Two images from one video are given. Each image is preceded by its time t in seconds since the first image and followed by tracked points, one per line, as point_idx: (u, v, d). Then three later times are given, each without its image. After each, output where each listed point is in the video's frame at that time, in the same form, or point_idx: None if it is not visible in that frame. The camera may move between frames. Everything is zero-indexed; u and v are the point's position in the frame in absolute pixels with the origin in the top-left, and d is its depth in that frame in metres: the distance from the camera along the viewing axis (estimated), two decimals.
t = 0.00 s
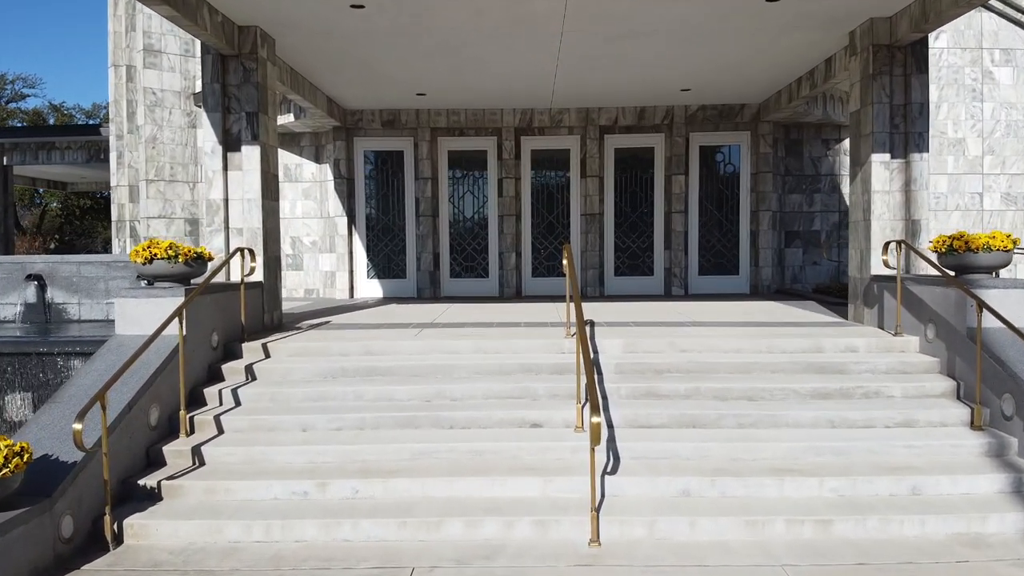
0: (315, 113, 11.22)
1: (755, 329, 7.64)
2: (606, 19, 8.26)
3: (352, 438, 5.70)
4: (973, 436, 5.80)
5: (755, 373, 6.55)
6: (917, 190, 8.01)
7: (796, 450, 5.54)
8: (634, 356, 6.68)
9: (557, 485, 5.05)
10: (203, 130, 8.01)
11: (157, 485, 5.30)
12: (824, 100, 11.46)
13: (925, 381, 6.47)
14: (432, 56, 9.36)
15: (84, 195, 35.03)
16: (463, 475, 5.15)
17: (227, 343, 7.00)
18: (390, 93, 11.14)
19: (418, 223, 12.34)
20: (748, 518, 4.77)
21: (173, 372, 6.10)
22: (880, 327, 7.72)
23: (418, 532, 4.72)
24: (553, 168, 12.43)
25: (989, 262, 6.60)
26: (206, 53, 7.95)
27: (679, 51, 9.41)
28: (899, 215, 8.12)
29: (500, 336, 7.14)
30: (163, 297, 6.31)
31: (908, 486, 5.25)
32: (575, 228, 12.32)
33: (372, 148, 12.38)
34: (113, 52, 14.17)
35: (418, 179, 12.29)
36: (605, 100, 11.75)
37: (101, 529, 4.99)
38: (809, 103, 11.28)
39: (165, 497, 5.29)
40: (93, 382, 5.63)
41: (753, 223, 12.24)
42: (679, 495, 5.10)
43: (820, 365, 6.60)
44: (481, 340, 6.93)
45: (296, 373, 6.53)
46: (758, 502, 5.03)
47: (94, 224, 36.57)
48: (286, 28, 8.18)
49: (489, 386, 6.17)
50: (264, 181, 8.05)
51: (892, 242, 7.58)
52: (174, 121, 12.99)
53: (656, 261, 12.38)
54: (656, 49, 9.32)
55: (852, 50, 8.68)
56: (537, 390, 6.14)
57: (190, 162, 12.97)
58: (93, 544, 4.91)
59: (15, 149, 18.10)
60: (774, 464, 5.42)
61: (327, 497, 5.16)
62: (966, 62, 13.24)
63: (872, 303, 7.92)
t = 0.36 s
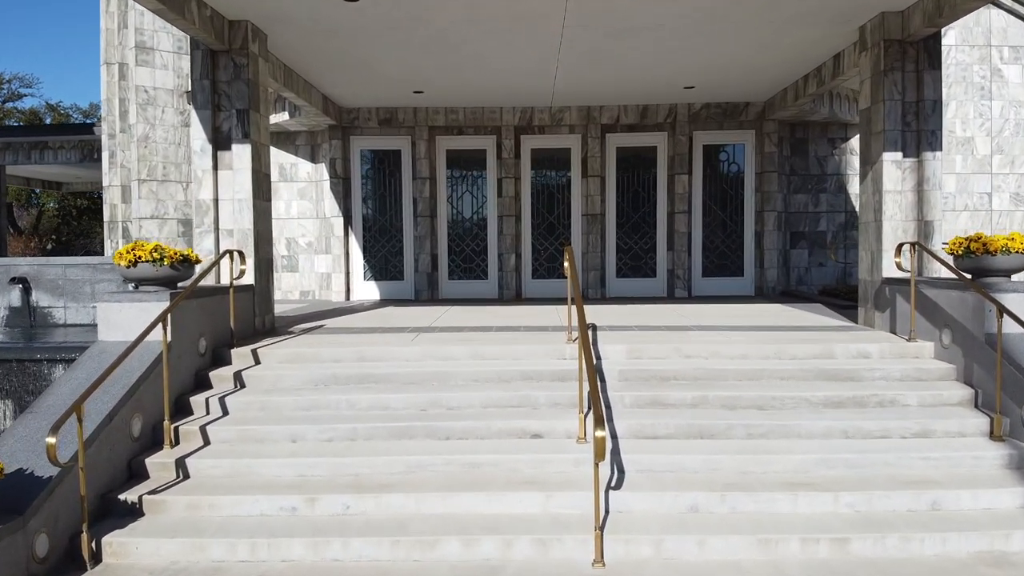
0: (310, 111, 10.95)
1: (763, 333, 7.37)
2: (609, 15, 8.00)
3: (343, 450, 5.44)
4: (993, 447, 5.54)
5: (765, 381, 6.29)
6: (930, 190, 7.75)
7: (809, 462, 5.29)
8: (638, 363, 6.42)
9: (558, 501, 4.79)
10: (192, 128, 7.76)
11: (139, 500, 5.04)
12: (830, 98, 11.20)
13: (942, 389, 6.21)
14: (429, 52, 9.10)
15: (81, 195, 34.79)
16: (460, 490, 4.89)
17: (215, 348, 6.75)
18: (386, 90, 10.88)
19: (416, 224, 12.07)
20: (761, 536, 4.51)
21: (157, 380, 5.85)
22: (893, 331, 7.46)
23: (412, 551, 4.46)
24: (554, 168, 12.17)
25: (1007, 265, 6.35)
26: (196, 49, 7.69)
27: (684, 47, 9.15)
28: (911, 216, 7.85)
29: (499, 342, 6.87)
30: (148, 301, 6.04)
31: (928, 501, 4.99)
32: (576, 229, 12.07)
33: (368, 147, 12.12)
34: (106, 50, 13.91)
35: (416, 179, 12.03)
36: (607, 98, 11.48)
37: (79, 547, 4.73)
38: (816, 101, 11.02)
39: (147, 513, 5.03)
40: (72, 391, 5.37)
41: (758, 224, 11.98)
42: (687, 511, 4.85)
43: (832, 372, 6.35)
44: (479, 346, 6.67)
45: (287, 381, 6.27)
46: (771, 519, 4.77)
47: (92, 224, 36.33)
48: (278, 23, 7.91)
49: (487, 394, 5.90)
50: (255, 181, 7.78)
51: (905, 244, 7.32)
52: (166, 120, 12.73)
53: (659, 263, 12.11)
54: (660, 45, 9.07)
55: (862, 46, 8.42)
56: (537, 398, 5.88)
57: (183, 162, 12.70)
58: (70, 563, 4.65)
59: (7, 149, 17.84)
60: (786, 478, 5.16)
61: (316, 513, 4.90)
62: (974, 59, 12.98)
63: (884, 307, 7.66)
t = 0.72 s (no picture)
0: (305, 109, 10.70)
1: (771, 339, 7.11)
2: (612, 9, 7.74)
3: (334, 462, 5.19)
4: (1015, 459, 5.29)
5: (774, 389, 6.04)
6: (942, 190, 7.49)
7: (823, 476, 5.03)
8: (642, 370, 6.17)
9: (560, 518, 4.54)
10: (181, 126, 7.51)
11: (118, 516, 4.79)
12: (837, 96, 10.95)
13: (959, 397, 5.96)
14: (426, 48, 8.84)
15: (78, 195, 34.54)
16: (456, 506, 4.64)
17: (202, 355, 6.51)
18: (383, 88, 10.63)
19: (413, 224, 11.82)
20: (775, 557, 4.25)
21: (139, 390, 5.60)
22: (905, 336, 7.20)
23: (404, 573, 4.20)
24: (554, 167, 11.92)
25: None
26: (184, 44, 7.45)
27: (688, 42, 8.90)
28: (923, 217, 7.59)
29: (498, 348, 6.62)
30: (131, 306, 5.80)
31: (949, 517, 4.74)
32: (576, 230, 11.82)
33: (365, 146, 11.86)
34: (98, 47, 13.67)
35: (413, 178, 11.78)
36: (609, 96, 11.23)
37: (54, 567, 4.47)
38: (822, 99, 10.77)
39: (127, 530, 4.78)
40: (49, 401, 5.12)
41: (763, 224, 11.73)
42: (695, 528, 4.59)
43: (844, 380, 6.10)
44: (477, 352, 6.42)
45: (276, 389, 6.02)
46: (784, 537, 4.51)
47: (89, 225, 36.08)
48: (270, 17, 7.66)
49: (485, 404, 5.65)
50: (246, 181, 7.54)
51: (918, 246, 7.07)
52: (159, 119, 12.49)
53: (661, 265, 11.85)
54: (663, 40, 8.81)
55: (872, 42, 8.17)
56: (537, 408, 5.62)
57: (176, 161, 12.46)
58: None
59: None
60: (799, 492, 4.91)
61: (304, 530, 4.65)
62: (982, 57, 12.74)
63: (895, 311, 7.41)
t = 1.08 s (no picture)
0: (299, 108, 10.47)
1: (779, 344, 6.88)
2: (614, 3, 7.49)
3: (324, 476, 4.95)
4: None
5: (784, 397, 5.81)
6: (956, 190, 7.25)
7: (837, 490, 4.80)
8: (646, 377, 5.93)
9: (561, 536, 4.30)
10: (169, 124, 7.28)
11: (96, 533, 4.55)
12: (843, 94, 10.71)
13: (976, 406, 5.72)
14: (423, 43, 8.60)
15: (75, 196, 34.28)
16: (452, 523, 4.40)
17: (189, 361, 6.27)
18: (379, 86, 10.38)
19: (411, 225, 11.59)
20: None
21: (122, 399, 5.37)
22: (918, 341, 6.97)
23: None
24: (554, 167, 11.68)
25: None
26: (173, 40, 7.21)
27: (692, 38, 8.66)
28: (935, 218, 7.34)
29: (496, 353, 6.38)
30: (114, 311, 5.55)
31: (970, 534, 4.50)
32: (577, 231, 11.58)
33: (361, 145, 11.61)
34: (90, 45, 13.43)
35: (411, 178, 11.55)
36: (610, 94, 10.99)
37: None
38: (828, 97, 10.54)
39: (105, 547, 4.54)
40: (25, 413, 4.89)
41: (767, 225, 11.49)
42: (704, 547, 4.35)
43: (856, 388, 5.86)
44: (475, 358, 6.18)
45: (265, 398, 5.79)
46: (798, 557, 4.27)
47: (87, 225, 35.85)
48: (261, 12, 7.41)
49: (482, 413, 5.41)
50: (236, 181, 7.30)
51: (932, 248, 6.83)
52: (151, 118, 12.26)
53: (664, 266, 11.61)
54: (667, 36, 8.58)
55: (882, 37, 7.93)
56: (538, 417, 5.38)
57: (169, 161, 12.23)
58: None
59: None
60: (813, 508, 4.67)
61: (292, 548, 4.41)
62: (990, 54, 12.51)
63: (907, 315, 7.17)
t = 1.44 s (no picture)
0: (293, 106, 10.24)
1: (787, 349, 6.64)
2: None
3: (312, 489, 4.71)
4: None
5: (794, 405, 5.57)
6: (969, 189, 7.01)
7: (852, 504, 4.56)
8: (650, 384, 5.69)
9: (563, 555, 4.05)
10: (156, 122, 7.05)
11: (73, 550, 4.31)
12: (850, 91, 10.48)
13: (994, 415, 5.48)
14: (420, 38, 8.36)
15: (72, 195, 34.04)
16: (447, 541, 4.15)
17: (176, 368, 6.04)
18: (375, 83, 10.14)
19: (408, 226, 11.35)
20: None
21: (102, 408, 5.14)
22: (930, 346, 6.73)
23: None
24: (555, 166, 11.44)
25: None
26: (160, 34, 6.98)
27: (696, 33, 8.42)
28: (948, 219, 7.10)
29: (494, 358, 6.15)
30: (94, 316, 5.33)
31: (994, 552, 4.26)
32: (577, 231, 11.34)
33: (357, 143, 11.36)
34: (82, 42, 13.20)
35: (408, 177, 11.30)
36: (611, 91, 10.75)
37: None
38: (834, 94, 10.31)
39: (82, 565, 4.30)
40: None
41: (772, 225, 11.25)
42: (713, 566, 4.11)
43: (869, 395, 5.62)
44: (471, 364, 5.94)
45: (253, 406, 5.56)
46: None
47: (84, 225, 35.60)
48: (251, 5, 7.17)
49: (479, 423, 5.17)
50: (226, 181, 7.07)
51: (945, 250, 6.58)
52: (143, 116, 12.03)
53: (666, 267, 11.37)
54: (670, 30, 8.33)
55: (892, 32, 7.69)
56: (537, 427, 5.14)
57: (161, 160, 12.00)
58: None
59: None
60: (827, 524, 4.43)
61: (277, 567, 4.16)
62: (999, 52, 12.21)
63: (920, 319, 6.94)
